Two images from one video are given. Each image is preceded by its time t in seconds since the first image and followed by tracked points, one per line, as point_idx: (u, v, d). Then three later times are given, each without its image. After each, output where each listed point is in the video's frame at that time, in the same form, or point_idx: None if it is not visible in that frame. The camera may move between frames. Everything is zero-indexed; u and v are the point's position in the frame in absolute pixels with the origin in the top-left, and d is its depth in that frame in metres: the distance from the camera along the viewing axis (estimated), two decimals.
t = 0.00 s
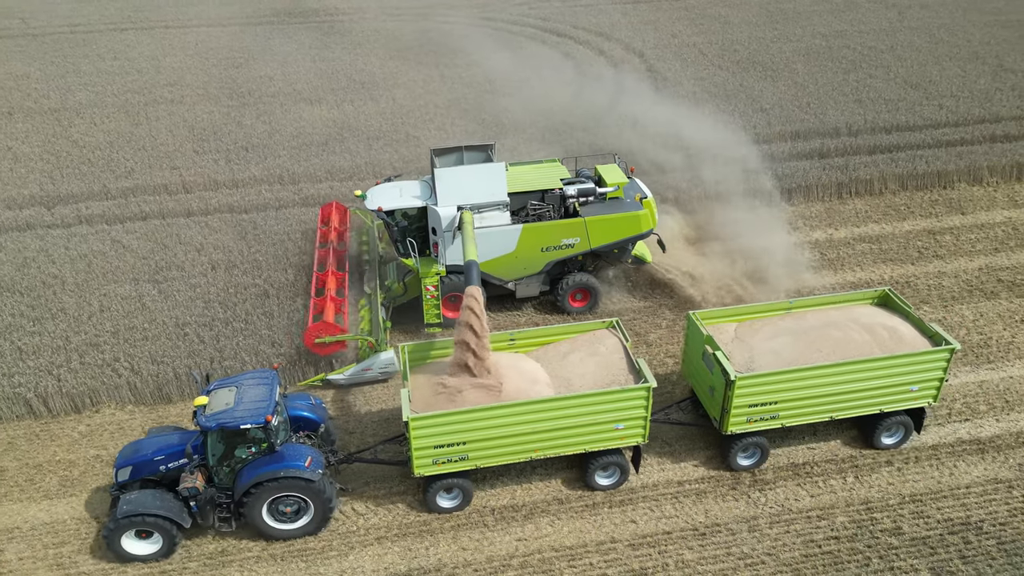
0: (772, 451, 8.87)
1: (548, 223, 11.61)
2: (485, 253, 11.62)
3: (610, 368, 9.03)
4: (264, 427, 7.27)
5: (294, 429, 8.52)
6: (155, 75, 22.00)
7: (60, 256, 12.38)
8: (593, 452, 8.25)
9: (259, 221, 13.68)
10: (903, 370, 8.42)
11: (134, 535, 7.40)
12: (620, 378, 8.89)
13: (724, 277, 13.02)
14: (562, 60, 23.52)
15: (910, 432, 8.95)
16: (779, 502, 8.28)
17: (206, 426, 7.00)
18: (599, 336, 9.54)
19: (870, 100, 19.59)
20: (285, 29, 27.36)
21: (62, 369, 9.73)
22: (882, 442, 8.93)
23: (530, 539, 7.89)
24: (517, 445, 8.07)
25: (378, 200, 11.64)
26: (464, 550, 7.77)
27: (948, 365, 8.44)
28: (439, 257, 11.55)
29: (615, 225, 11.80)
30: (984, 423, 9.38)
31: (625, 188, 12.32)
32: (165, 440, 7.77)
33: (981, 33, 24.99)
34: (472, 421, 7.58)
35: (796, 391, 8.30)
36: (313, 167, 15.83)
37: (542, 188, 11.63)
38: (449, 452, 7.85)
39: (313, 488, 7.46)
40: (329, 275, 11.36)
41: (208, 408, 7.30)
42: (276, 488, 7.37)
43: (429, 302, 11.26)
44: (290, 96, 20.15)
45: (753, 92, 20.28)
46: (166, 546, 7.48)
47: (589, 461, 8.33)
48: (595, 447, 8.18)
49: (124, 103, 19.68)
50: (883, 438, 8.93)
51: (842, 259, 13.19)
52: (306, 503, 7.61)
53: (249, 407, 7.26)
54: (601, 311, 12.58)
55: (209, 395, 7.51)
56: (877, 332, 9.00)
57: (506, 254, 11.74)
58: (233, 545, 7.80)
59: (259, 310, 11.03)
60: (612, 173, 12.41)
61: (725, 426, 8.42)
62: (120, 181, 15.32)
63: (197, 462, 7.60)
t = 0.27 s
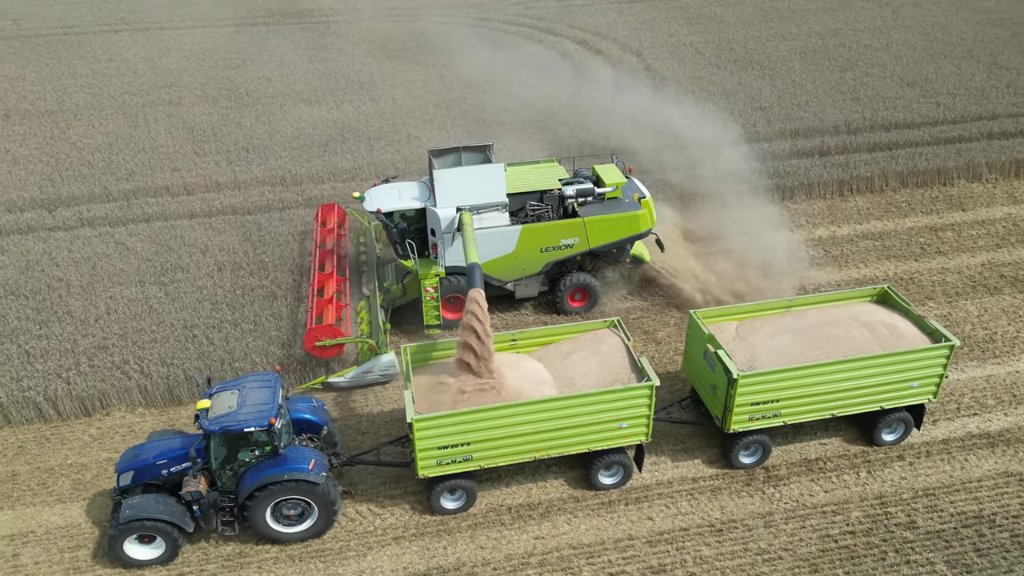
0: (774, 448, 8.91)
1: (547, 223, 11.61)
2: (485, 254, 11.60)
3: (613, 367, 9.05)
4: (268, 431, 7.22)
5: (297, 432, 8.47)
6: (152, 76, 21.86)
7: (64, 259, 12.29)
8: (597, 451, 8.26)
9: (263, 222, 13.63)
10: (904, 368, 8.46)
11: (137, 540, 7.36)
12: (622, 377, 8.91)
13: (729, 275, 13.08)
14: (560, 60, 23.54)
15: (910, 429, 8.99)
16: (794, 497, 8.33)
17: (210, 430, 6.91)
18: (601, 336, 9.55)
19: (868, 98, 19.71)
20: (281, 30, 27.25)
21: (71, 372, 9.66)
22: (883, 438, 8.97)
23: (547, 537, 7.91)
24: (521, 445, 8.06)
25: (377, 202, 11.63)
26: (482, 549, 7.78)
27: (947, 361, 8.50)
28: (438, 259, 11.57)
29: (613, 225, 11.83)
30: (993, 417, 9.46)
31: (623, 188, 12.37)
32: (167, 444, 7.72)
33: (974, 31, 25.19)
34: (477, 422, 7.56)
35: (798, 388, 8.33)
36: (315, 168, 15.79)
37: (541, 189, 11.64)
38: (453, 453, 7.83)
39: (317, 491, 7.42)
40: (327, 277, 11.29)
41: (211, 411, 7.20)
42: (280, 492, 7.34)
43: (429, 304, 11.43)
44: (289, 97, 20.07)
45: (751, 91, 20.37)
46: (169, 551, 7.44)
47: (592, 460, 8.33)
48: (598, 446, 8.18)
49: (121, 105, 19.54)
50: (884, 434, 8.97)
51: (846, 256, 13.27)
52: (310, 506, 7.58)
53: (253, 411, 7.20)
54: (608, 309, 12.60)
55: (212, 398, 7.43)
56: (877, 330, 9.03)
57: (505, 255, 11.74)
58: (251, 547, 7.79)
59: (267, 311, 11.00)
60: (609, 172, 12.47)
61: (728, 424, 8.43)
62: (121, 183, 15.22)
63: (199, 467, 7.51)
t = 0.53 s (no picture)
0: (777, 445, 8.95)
1: (547, 223, 11.63)
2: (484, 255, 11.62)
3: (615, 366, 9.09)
4: (271, 432, 7.24)
5: (300, 434, 8.49)
6: (149, 77, 21.71)
7: (69, 261, 12.21)
8: (600, 450, 8.27)
9: (268, 223, 13.60)
10: (904, 364, 8.51)
11: (140, 544, 7.32)
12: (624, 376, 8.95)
13: (735, 273, 13.15)
14: (558, 59, 23.57)
15: (910, 424, 9.05)
16: (808, 492, 8.39)
17: (213, 432, 6.95)
18: (603, 335, 9.58)
19: (866, 95, 19.83)
20: (277, 30, 27.13)
21: (81, 375, 9.61)
22: (883, 434, 9.02)
23: (565, 534, 7.93)
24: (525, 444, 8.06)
25: (376, 203, 11.62)
26: (501, 546, 7.80)
27: (948, 356, 8.55)
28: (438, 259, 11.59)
29: (612, 225, 11.87)
30: (1001, 410, 9.54)
31: (623, 187, 12.38)
32: (170, 448, 7.72)
33: (968, 29, 25.39)
34: (482, 421, 7.57)
35: (800, 385, 8.37)
36: (317, 168, 15.75)
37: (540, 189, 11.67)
38: (457, 453, 7.83)
39: (322, 492, 7.42)
40: (326, 279, 11.29)
41: (214, 414, 7.25)
42: (284, 494, 7.33)
43: (430, 304, 11.45)
44: (289, 98, 20.00)
45: (750, 89, 20.46)
46: (173, 554, 7.41)
47: (595, 459, 8.35)
48: (601, 445, 8.21)
49: (119, 107, 19.41)
50: (884, 430, 9.02)
51: (850, 252, 13.35)
52: (314, 508, 7.57)
53: (256, 413, 7.25)
54: (615, 307, 12.65)
55: (215, 401, 7.50)
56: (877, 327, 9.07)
57: (504, 255, 11.76)
58: (270, 547, 7.79)
59: (276, 312, 10.98)
60: (608, 172, 12.51)
61: (731, 421, 8.45)
62: (122, 185, 15.13)
63: (202, 469, 7.50)
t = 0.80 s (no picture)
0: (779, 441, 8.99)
1: (546, 222, 11.65)
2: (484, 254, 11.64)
3: (618, 364, 9.12)
4: (276, 433, 7.20)
5: (304, 434, 8.46)
6: (147, 78, 21.61)
7: (75, 263, 12.17)
8: (604, 447, 8.29)
9: (273, 223, 13.59)
10: (904, 359, 8.60)
11: (145, 546, 7.28)
12: (628, 373, 8.98)
13: (740, 270, 13.24)
14: (556, 58, 23.63)
15: (910, 419, 9.13)
16: (822, 485, 8.46)
17: (219, 433, 6.93)
18: (605, 333, 9.64)
19: (864, 93, 19.98)
20: (273, 30, 27.04)
21: (93, 375, 9.59)
22: (884, 429, 9.09)
23: (583, 529, 7.98)
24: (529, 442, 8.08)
25: (376, 203, 11.64)
26: (519, 542, 7.84)
27: (947, 351, 8.65)
28: (438, 259, 11.63)
29: (611, 224, 11.91)
30: (1009, 402, 9.65)
31: (621, 185, 12.40)
32: (174, 450, 7.69)
33: (962, 27, 25.60)
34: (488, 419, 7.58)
35: (802, 381, 8.43)
36: (321, 168, 15.74)
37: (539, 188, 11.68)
38: (462, 452, 7.84)
39: (327, 492, 7.39)
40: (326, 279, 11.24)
41: (219, 415, 7.23)
42: (290, 494, 7.29)
43: (430, 304, 11.46)
44: (288, 98, 19.95)
45: (748, 87, 20.58)
46: (178, 556, 7.36)
47: (599, 457, 8.36)
48: (605, 443, 8.22)
49: (118, 107, 19.31)
50: (884, 425, 9.09)
51: (854, 248, 13.45)
52: (320, 508, 7.55)
53: (261, 413, 7.22)
54: (622, 304, 12.71)
55: (219, 402, 7.46)
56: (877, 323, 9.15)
57: (504, 254, 11.77)
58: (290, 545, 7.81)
59: (286, 312, 11.00)
60: (607, 171, 12.54)
61: (734, 418, 8.50)
62: (125, 186, 15.07)
63: (207, 471, 7.49)
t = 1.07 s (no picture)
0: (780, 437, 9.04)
1: (547, 220, 11.68)
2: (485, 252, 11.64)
3: (622, 360, 9.15)
4: (284, 432, 7.20)
5: (310, 433, 8.48)
6: (146, 78, 21.52)
7: (82, 263, 12.14)
8: (609, 443, 8.33)
9: (280, 222, 13.60)
10: (905, 354, 8.65)
11: (153, 546, 7.27)
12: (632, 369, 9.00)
13: (745, 266, 13.35)
14: (555, 57, 23.69)
15: (910, 413, 9.19)
16: (836, 476, 8.56)
17: (226, 432, 6.92)
18: (609, 330, 9.69)
19: (862, 90, 20.14)
20: (270, 31, 26.97)
21: (106, 375, 9.59)
22: (884, 423, 9.16)
23: (601, 522, 8.04)
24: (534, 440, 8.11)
25: (377, 201, 11.67)
26: (539, 535, 7.89)
27: (947, 346, 8.70)
28: (439, 257, 11.57)
29: (611, 221, 11.91)
30: (1017, 393, 9.77)
31: (620, 184, 12.57)
32: (181, 450, 7.65)
33: (956, 24, 25.83)
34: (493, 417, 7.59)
35: (804, 376, 8.49)
36: (325, 168, 15.75)
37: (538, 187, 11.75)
38: (468, 450, 7.86)
39: (335, 491, 7.41)
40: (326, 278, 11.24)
41: (225, 414, 7.22)
42: (297, 493, 7.31)
43: (430, 303, 11.35)
44: (289, 98, 19.94)
45: (747, 85, 20.70)
46: (186, 556, 7.36)
47: (604, 453, 8.41)
48: (610, 439, 8.27)
49: (118, 108, 19.24)
50: (884, 419, 9.16)
51: (857, 243, 13.58)
52: (327, 506, 7.57)
53: (268, 412, 7.22)
54: (629, 301, 12.79)
55: (225, 401, 7.48)
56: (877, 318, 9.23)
57: (504, 252, 11.79)
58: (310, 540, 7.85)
59: (297, 310, 11.02)
60: (605, 169, 12.70)
61: (737, 413, 8.55)
62: (129, 186, 15.03)
63: (213, 471, 7.45)
